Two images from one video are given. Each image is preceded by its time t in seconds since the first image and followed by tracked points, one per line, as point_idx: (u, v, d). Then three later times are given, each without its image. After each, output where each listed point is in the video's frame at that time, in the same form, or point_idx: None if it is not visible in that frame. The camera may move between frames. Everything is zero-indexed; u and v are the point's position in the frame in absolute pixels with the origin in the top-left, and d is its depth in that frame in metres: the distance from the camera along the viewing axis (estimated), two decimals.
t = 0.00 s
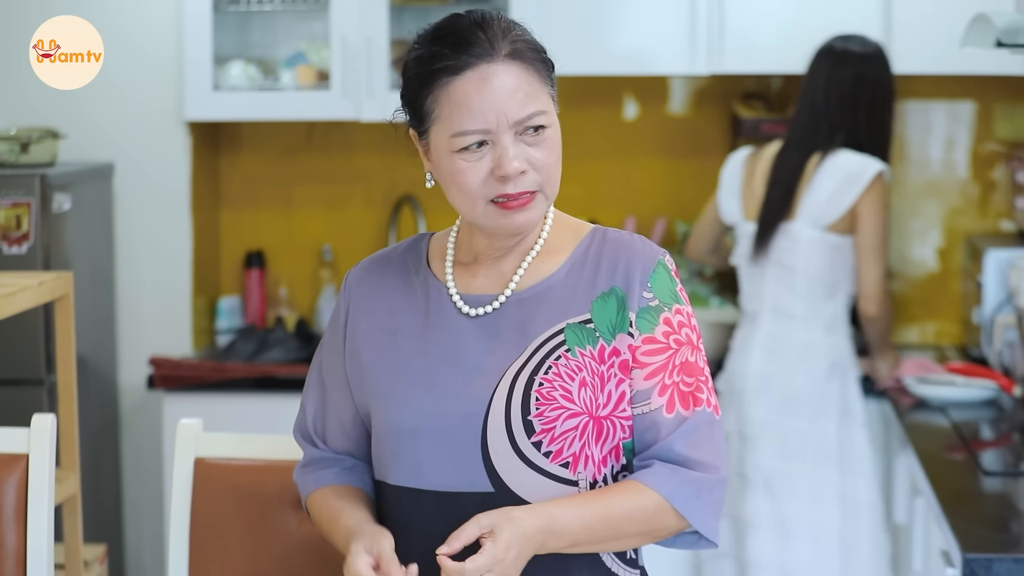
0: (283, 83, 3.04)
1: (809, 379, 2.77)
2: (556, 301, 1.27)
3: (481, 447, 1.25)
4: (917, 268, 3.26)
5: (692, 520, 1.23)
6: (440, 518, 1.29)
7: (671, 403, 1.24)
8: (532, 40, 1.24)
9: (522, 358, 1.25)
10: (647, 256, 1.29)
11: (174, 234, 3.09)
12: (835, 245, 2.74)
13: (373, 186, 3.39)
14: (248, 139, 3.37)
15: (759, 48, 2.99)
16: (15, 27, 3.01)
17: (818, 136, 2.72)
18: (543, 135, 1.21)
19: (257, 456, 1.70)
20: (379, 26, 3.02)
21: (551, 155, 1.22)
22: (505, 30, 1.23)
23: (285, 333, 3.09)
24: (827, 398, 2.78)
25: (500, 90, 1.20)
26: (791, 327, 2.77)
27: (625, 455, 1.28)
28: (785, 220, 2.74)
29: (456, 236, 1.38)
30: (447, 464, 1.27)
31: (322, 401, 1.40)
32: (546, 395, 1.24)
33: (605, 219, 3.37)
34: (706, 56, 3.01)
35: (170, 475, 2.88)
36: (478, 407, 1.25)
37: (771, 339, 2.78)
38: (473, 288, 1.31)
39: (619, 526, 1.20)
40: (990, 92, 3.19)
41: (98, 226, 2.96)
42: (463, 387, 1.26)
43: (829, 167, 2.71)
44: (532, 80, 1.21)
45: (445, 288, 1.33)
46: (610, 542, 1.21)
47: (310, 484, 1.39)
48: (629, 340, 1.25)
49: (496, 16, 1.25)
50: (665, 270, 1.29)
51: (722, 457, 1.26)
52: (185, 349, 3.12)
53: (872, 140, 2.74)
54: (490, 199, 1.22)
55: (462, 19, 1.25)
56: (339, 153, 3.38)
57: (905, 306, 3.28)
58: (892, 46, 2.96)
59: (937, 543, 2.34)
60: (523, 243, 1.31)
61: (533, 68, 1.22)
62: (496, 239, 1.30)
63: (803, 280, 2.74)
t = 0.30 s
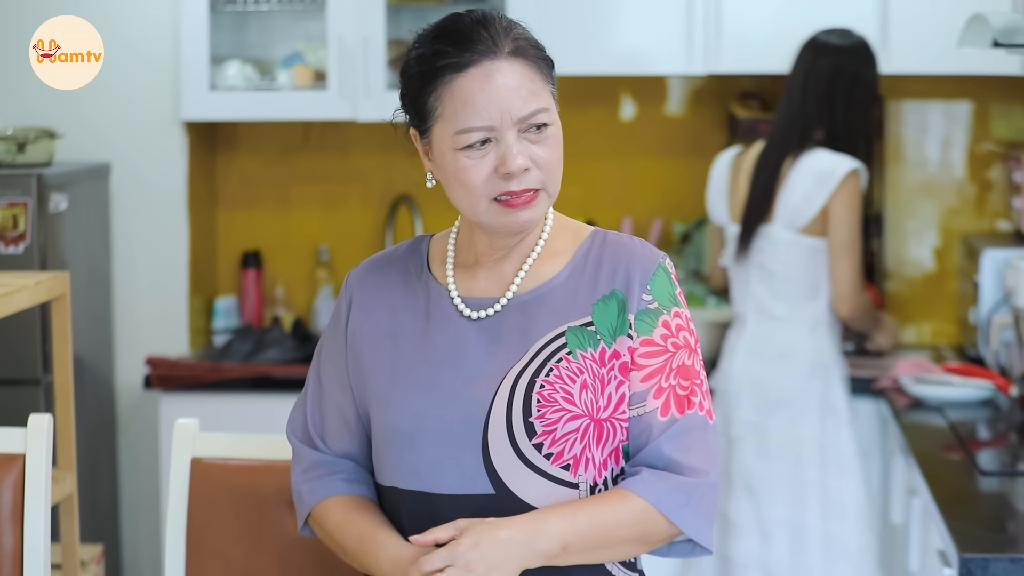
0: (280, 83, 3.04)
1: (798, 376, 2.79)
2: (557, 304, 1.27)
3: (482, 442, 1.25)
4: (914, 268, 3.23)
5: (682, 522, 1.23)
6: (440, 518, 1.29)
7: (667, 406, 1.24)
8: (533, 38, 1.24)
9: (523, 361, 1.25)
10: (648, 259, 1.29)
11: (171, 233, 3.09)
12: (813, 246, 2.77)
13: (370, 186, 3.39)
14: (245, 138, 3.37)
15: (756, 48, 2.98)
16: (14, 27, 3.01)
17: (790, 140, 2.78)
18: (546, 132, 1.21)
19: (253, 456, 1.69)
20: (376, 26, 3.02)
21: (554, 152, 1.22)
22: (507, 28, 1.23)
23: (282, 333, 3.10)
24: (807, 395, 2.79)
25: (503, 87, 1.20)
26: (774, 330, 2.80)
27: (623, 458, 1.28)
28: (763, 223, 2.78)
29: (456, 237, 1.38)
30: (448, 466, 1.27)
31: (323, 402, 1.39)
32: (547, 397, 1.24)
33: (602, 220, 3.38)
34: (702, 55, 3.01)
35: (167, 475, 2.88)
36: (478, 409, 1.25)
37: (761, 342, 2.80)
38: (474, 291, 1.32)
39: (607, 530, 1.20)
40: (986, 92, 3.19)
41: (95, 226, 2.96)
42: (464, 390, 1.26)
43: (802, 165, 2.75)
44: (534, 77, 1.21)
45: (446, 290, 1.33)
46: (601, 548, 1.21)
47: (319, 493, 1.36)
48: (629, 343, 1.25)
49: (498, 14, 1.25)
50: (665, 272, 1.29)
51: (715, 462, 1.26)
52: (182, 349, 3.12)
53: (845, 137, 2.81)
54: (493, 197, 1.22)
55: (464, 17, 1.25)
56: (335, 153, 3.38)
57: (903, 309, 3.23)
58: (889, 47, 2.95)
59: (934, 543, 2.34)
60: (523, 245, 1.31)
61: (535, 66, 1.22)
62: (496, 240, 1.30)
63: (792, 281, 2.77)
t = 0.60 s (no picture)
0: (278, 83, 3.04)
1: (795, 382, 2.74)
2: (563, 305, 1.27)
3: (487, 449, 1.25)
4: (911, 268, 3.26)
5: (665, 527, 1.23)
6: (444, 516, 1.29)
7: (656, 407, 1.24)
8: (537, 33, 1.24)
9: (528, 361, 1.25)
10: (654, 259, 1.30)
11: (169, 233, 3.09)
12: (792, 247, 2.70)
13: (367, 186, 3.39)
14: (242, 139, 3.37)
15: (754, 48, 2.99)
16: (12, 27, 3.01)
17: (767, 140, 2.70)
18: (541, 131, 1.21)
19: (251, 456, 1.69)
20: (374, 26, 3.02)
21: (549, 152, 1.22)
22: (509, 25, 1.23)
23: (279, 332, 3.07)
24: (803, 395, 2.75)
25: (498, 85, 1.20)
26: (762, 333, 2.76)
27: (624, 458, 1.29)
28: (740, 222, 2.76)
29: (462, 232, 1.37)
30: (454, 467, 1.27)
31: (327, 392, 1.37)
32: (552, 398, 1.24)
33: (600, 220, 3.37)
34: (699, 54, 3.01)
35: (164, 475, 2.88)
36: (484, 411, 1.25)
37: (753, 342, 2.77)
38: (481, 289, 1.31)
39: (586, 541, 1.21)
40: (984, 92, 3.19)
41: (92, 226, 2.96)
42: (469, 390, 1.26)
43: (772, 168, 2.67)
44: (532, 75, 1.21)
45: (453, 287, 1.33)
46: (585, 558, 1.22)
47: (330, 493, 1.32)
48: (631, 343, 1.26)
49: (503, 10, 1.25)
50: (669, 275, 1.30)
51: (703, 464, 1.26)
52: (179, 349, 3.12)
53: (827, 133, 2.68)
54: (486, 194, 1.23)
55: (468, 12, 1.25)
56: (332, 153, 3.38)
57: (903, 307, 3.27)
58: (887, 48, 2.96)
59: (932, 543, 2.34)
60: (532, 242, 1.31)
61: (535, 64, 1.22)
62: (501, 238, 1.31)
63: (783, 282, 2.72)
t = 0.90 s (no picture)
0: (275, 83, 3.04)
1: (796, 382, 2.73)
2: (570, 301, 1.28)
3: (494, 447, 1.25)
4: (909, 268, 3.26)
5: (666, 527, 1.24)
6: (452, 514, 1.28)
7: (660, 403, 1.25)
8: (545, 28, 1.25)
9: (534, 359, 1.25)
10: (662, 254, 1.31)
11: (166, 232, 3.09)
12: (792, 243, 2.70)
13: (365, 185, 3.39)
14: (241, 138, 3.37)
15: (751, 47, 2.99)
16: (10, 27, 3.01)
17: (768, 141, 2.71)
18: (531, 123, 1.22)
19: (249, 455, 1.69)
20: (372, 26, 3.02)
21: (538, 144, 1.22)
22: (516, 17, 1.24)
23: (277, 333, 3.08)
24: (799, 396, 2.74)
25: (489, 73, 1.21)
26: (757, 333, 2.76)
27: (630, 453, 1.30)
28: (741, 219, 2.77)
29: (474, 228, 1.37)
30: (462, 463, 1.26)
31: (339, 380, 1.36)
32: (558, 396, 1.24)
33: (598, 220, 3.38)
34: (697, 53, 3.01)
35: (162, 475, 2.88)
36: (492, 406, 1.25)
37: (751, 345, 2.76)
38: (490, 284, 1.31)
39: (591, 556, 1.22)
40: (981, 91, 3.19)
41: (90, 226, 2.96)
42: (476, 386, 1.26)
43: (771, 169, 2.68)
44: (528, 66, 1.22)
45: (464, 281, 1.33)
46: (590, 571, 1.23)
47: (344, 491, 1.32)
48: (637, 338, 1.26)
49: (519, 3, 1.27)
50: (677, 270, 1.31)
51: (703, 462, 1.27)
52: (177, 349, 3.12)
53: (832, 131, 2.66)
54: (474, 181, 1.24)
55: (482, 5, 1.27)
56: (330, 153, 3.38)
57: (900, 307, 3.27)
58: (885, 48, 2.96)
59: (930, 542, 2.34)
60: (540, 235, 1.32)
61: (533, 55, 1.23)
62: (508, 232, 1.31)
63: (779, 278, 2.72)
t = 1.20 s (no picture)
0: (273, 83, 3.04)
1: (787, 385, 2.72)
2: (572, 310, 1.29)
3: (494, 453, 1.27)
4: (906, 268, 3.26)
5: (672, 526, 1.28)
6: (453, 514, 1.31)
7: (666, 413, 1.27)
8: (564, 28, 1.28)
9: (536, 368, 1.27)
10: (663, 261, 1.32)
11: (164, 232, 3.09)
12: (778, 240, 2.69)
13: (362, 185, 3.39)
14: (238, 138, 3.37)
15: (749, 46, 2.98)
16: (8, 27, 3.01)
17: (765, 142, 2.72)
18: (530, 117, 1.24)
19: (246, 456, 1.69)
20: (370, 25, 3.02)
21: (534, 139, 1.24)
22: (537, 14, 1.28)
23: (274, 332, 3.07)
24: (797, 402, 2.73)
25: (497, 62, 1.25)
26: (746, 330, 2.75)
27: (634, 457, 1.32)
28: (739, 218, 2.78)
29: (479, 228, 1.38)
30: (464, 469, 1.29)
31: (346, 383, 1.37)
32: (557, 406, 1.26)
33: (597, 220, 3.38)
34: (695, 53, 3.01)
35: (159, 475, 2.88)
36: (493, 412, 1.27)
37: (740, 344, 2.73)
38: (495, 289, 1.33)
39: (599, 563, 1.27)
40: (979, 91, 3.19)
41: (87, 226, 2.96)
42: (478, 395, 1.28)
43: (765, 167, 2.68)
44: (537, 61, 1.25)
45: (468, 287, 1.34)
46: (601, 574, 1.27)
47: (353, 495, 1.34)
48: (640, 348, 1.28)
49: (548, 4, 1.30)
50: (679, 276, 1.32)
51: (710, 469, 1.30)
52: (175, 349, 3.11)
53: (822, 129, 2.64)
54: (467, 167, 1.26)
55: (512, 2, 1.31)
56: (329, 153, 3.38)
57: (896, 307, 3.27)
58: (882, 48, 2.96)
59: (927, 542, 2.34)
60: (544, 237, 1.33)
61: (545, 52, 1.26)
62: (509, 231, 1.32)
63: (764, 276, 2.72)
